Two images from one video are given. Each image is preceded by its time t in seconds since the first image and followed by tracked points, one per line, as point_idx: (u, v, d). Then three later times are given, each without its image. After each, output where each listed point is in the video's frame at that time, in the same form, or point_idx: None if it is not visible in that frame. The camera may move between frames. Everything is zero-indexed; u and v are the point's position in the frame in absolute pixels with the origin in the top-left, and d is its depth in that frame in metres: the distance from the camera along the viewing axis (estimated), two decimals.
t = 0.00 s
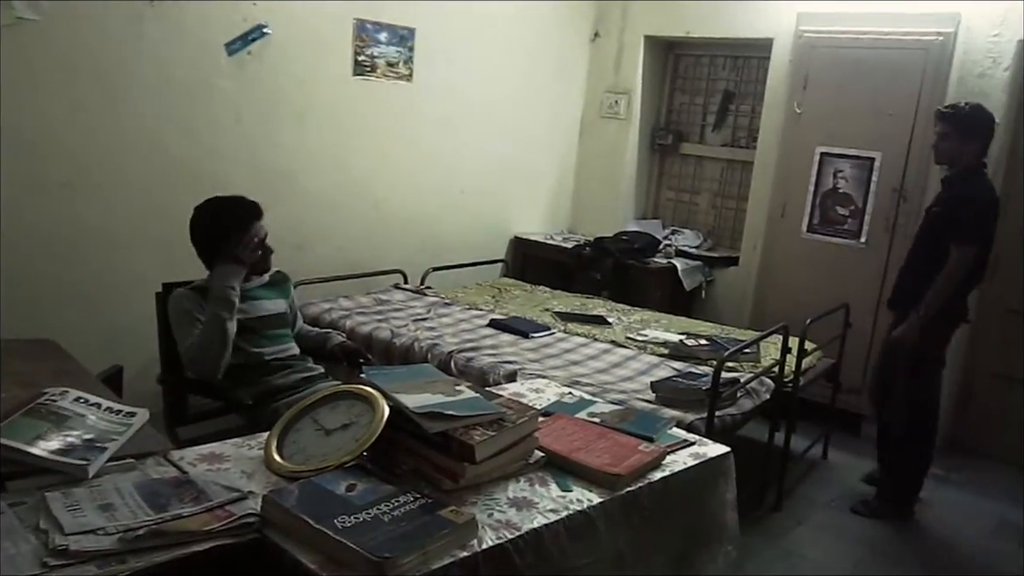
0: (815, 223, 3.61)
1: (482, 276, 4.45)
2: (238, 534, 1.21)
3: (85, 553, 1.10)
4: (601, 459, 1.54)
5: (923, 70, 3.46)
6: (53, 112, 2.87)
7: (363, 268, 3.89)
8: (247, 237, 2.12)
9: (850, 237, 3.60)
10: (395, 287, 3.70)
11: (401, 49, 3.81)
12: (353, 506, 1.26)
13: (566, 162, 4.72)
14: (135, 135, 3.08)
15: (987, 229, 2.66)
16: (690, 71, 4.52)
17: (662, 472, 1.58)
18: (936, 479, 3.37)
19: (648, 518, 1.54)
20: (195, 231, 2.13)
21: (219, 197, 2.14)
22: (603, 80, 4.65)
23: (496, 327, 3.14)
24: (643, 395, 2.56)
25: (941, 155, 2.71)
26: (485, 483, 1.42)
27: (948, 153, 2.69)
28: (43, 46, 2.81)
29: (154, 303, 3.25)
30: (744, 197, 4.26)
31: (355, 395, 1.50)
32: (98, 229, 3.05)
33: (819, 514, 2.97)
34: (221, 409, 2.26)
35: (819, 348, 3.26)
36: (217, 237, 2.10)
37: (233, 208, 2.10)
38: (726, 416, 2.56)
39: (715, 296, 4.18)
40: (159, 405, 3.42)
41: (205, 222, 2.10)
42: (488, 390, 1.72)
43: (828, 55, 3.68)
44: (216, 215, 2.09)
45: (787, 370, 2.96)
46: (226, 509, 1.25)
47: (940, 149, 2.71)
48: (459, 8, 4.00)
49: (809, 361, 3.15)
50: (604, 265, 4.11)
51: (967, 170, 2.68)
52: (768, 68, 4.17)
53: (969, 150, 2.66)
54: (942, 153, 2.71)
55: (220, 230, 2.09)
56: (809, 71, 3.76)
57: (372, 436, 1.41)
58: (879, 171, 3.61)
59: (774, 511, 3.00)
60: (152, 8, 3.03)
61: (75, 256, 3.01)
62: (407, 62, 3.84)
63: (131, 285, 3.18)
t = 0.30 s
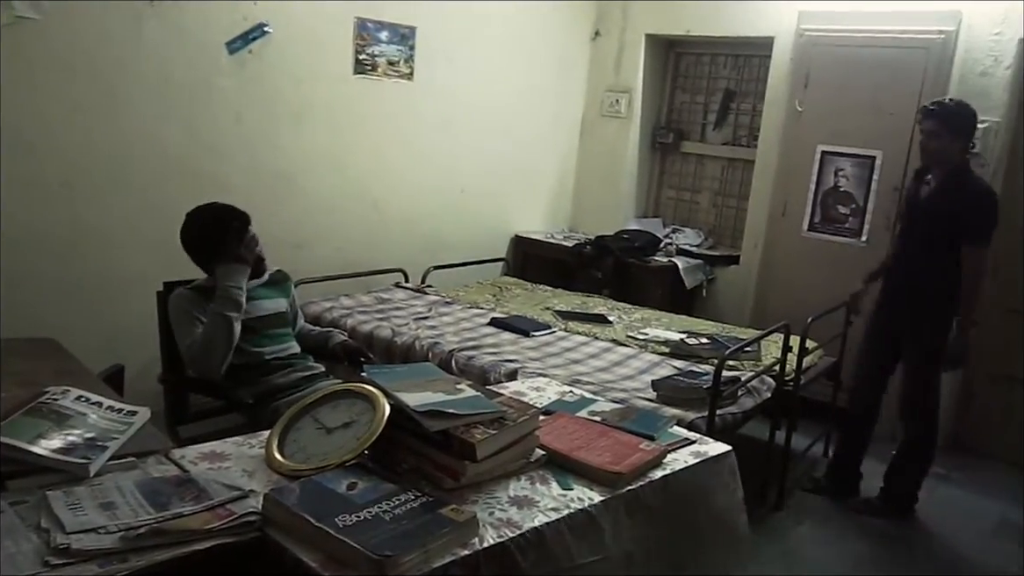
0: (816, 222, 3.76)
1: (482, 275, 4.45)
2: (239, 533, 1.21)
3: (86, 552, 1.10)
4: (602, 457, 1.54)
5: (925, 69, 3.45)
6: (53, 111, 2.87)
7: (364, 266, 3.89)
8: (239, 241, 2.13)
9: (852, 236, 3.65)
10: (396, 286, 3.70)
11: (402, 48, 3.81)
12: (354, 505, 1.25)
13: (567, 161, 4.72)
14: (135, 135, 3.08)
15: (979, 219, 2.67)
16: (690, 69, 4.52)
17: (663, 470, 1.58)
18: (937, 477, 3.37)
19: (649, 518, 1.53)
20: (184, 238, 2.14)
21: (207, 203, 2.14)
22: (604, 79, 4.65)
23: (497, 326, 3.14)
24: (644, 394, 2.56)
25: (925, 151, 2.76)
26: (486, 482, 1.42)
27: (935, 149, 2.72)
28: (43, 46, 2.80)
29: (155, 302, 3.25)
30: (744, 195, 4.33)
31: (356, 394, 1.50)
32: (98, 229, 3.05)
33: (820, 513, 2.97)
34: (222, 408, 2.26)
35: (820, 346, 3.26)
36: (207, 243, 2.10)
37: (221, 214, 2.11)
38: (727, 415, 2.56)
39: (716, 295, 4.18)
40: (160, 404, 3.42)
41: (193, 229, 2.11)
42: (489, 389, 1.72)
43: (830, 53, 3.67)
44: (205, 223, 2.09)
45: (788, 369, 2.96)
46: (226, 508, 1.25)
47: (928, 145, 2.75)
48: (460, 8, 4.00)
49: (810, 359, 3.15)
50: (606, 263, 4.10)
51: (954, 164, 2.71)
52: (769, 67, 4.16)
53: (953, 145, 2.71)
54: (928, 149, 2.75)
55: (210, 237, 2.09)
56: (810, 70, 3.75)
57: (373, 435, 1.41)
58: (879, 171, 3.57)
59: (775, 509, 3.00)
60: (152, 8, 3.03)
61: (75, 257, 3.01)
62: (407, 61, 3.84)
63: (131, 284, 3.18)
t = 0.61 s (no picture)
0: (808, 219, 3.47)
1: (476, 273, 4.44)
2: (232, 532, 1.21)
3: (78, 552, 1.10)
4: (595, 455, 1.54)
5: (919, 63, 3.44)
6: (44, 109, 2.86)
7: (358, 264, 3.89)
8: (223, 239, 2.10)
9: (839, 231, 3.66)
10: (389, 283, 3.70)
11: (395, 45, 3.81)
12: (347, 504, 1.25)
13: (559, 160, 4.73)
14: (125, 134, 3.07)
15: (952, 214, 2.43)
16: (683, 67, 4.52)
17: (656, 468, 1.58)
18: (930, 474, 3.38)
19: (643, 515, 1.54)
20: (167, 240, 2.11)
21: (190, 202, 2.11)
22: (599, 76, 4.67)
23: (490, 324, 3.14)
24: (637, 392, 2.56)
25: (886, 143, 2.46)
26: (479, 480, 1.43)
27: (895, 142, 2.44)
28: (33, 43, 2.79)
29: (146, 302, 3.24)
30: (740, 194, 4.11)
31: (348, 392, 1.50)
32: (90, 228, 3.04)
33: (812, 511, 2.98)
34: (214, 407, 2.26)
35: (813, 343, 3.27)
36: (191, 244, 2.08)
37: (203, 215, 2.08)
38: (720, 412, 2.56)
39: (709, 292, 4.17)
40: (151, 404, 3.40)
41: (175, 232, 2.07)
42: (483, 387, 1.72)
43: (824, 52, 3.71)
44: (187, 225, 2.06)
45: (781, 365, 2.97)
46: (219, 507, 1.25)
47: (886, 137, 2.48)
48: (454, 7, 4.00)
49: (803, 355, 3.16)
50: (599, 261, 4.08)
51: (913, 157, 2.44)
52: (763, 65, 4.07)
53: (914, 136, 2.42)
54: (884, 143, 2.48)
55: (194, 239, 2.07)
56: (803, 69, 3.77)
57: (365, 433, 1.41)
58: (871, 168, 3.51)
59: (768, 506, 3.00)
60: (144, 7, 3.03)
61: (67, 256, 3.00)
62: (401, 59, 3.84)
63: (122, 283, 3.16)
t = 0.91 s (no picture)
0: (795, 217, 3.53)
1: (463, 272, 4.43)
2: (217, 532, 1.20)
3: (61, 553, 1.09)
4: (582, 453, 1.54)
5: (902, 63, 3.40)
6: (28, 105, 2.83)
7: (345, 262, 3.88)
8: (206, 237, 2.10)
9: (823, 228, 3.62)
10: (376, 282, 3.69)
11: (381, 42, 3.79)
12: (334, 503, 1.25)
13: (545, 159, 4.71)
14: (112, 133, 3.05)
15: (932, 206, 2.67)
16: (670, 65, 4.53)
17: (643, 465, 1.58)
18: (914, 470, 3.41)
19: (631, 513, 1.54)
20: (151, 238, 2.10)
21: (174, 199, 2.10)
22: (584, 75, 4.64)
23: (477, 322, 3.14)
24: (625, 389, 2.57)
25: (875, 145, 2.64)
26: (466, 479, 1.42)
27: (885, 143, 2.61)
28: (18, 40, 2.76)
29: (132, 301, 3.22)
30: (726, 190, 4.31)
31: (334, 391, 1.49)
32: (77, 228, 3.02)
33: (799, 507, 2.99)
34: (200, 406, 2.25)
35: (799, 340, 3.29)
36: (176, 241, 2.07)
37: (187, 212, 2.07)
38: (707, 409, 2.57)
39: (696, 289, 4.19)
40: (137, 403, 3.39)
41: (160, 228, 2.07)
42: (470, 386, 1.72)
43: (809, 51, 3.67)
44: (172, 221, 2.06)
45: (768, 363, 2.98)
46: (204, 507, 1.24)
47: (877, 137, 2.63)
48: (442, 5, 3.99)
49: (789, 352, 3.17)
50: (586, 258, 4.09)
51: (900, 155, 2.63)
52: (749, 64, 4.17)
53: (901, 137, 2.61)
54: (875, 142, 2.63)
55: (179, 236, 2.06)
56: (789, 67, 3.75)
57: (352, 432, 1.41)
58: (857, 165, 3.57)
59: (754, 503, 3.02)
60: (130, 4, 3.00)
61: (53, 256, 2.98)
62: (387, 56, 3.83)
63: (107, 281, 3.14)
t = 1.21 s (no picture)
0: (780, 216, 3.79)
1: (449, 270, 4.42)
2: (200, 533, 1.20)
3: (42, 554, 1.08)
4: (568, 451, 1.54)
5: (886, 62, 3.49)
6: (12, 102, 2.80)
7: (331, 261, 3.87)
8: (199, 236, 2.08)
9: (816, 230, 3.67)
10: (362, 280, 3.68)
11: (367, 39, 3.77)
12: (318, 502, 1.24)
13: (531, 158, 4.70)
14: (104, 132, 3.05)
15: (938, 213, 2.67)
16: (656, 63, 4.53)
17: (629, 464, 1.58)
18: (898, 466, 3.44)
19: (616, 511, 1.54)
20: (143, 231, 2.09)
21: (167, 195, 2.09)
22: (571, 73, 4.63)
23: (464, 320, 3.13)
24: (611, 387, 2.57)
25: (881, 147, 2.67)
26: (451, 478, 1.42)
27: (891, 145, 2.64)
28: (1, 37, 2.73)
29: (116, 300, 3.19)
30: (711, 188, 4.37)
31: (320, 389, 1.49)
32: (72, 226, 3.03)
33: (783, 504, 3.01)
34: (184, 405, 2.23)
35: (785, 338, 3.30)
36: (169, 237, 2.06)
37: (182, 208, 2.06)
38: (693, 407, 2.57)
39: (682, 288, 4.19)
40: (121, 402, 3.36)
41: (153, 222, 2.05)
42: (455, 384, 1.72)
43: (796, 49, 3.70)
44: (167, 216, 2.05)
45: (753, 360, 2.99)
46: (187, 507, 1.23)
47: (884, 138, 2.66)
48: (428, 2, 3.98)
49: (775, 350, 3.18)
50: (573, 256, 4.07)
51: (907, 159, 2.65)
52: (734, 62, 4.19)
53: (911, 141, 2.63)
54: (882, 143, 2.66)
55: (173, 232, 2.05)
56: (775, 64, 3.78)
57: (337, 431, 1.40)
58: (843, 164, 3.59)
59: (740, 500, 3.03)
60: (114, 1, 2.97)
61: (47, 253, 2.98)
62: (373, 53, 3.81)
63: (91, 280, 3.12)
